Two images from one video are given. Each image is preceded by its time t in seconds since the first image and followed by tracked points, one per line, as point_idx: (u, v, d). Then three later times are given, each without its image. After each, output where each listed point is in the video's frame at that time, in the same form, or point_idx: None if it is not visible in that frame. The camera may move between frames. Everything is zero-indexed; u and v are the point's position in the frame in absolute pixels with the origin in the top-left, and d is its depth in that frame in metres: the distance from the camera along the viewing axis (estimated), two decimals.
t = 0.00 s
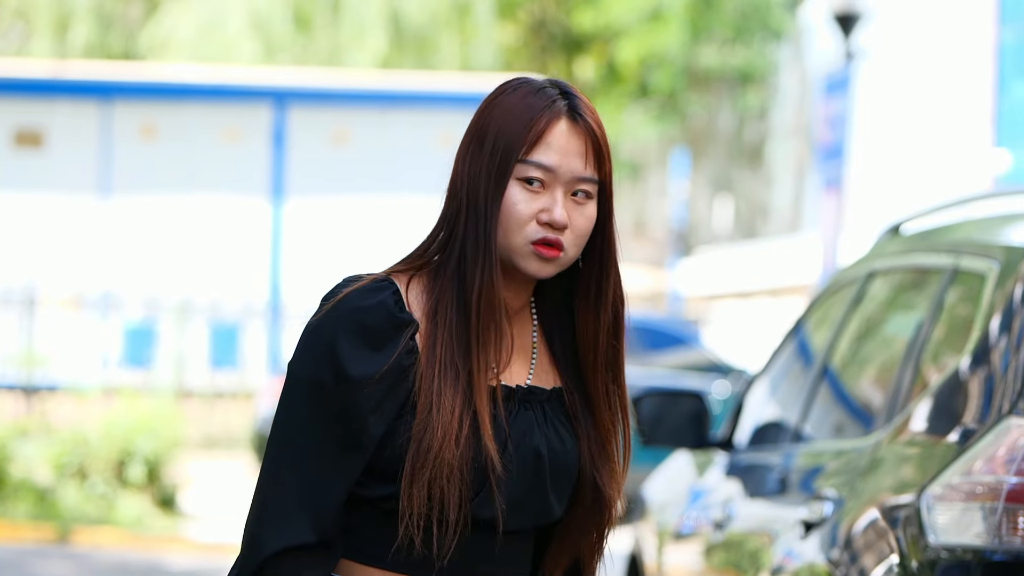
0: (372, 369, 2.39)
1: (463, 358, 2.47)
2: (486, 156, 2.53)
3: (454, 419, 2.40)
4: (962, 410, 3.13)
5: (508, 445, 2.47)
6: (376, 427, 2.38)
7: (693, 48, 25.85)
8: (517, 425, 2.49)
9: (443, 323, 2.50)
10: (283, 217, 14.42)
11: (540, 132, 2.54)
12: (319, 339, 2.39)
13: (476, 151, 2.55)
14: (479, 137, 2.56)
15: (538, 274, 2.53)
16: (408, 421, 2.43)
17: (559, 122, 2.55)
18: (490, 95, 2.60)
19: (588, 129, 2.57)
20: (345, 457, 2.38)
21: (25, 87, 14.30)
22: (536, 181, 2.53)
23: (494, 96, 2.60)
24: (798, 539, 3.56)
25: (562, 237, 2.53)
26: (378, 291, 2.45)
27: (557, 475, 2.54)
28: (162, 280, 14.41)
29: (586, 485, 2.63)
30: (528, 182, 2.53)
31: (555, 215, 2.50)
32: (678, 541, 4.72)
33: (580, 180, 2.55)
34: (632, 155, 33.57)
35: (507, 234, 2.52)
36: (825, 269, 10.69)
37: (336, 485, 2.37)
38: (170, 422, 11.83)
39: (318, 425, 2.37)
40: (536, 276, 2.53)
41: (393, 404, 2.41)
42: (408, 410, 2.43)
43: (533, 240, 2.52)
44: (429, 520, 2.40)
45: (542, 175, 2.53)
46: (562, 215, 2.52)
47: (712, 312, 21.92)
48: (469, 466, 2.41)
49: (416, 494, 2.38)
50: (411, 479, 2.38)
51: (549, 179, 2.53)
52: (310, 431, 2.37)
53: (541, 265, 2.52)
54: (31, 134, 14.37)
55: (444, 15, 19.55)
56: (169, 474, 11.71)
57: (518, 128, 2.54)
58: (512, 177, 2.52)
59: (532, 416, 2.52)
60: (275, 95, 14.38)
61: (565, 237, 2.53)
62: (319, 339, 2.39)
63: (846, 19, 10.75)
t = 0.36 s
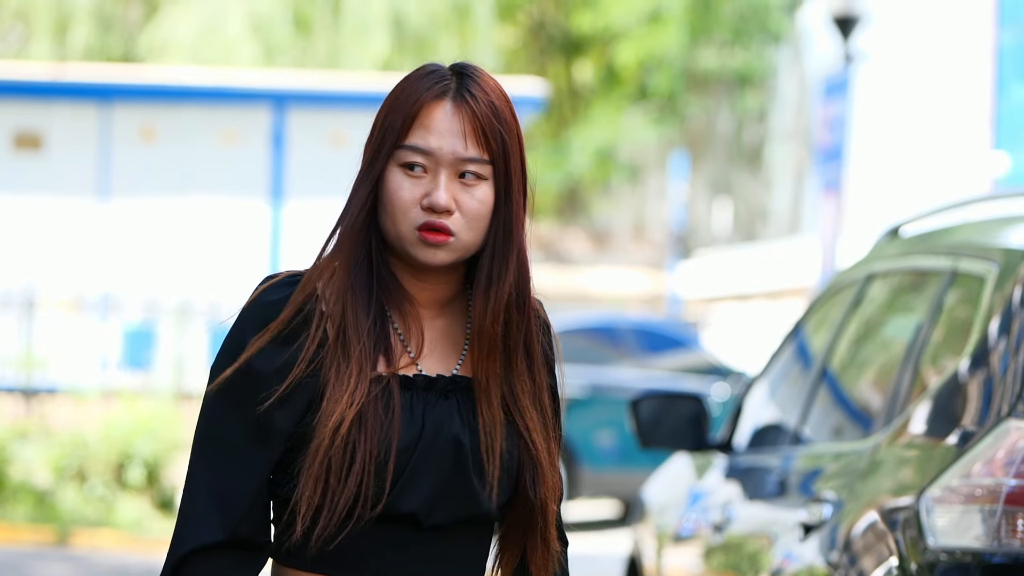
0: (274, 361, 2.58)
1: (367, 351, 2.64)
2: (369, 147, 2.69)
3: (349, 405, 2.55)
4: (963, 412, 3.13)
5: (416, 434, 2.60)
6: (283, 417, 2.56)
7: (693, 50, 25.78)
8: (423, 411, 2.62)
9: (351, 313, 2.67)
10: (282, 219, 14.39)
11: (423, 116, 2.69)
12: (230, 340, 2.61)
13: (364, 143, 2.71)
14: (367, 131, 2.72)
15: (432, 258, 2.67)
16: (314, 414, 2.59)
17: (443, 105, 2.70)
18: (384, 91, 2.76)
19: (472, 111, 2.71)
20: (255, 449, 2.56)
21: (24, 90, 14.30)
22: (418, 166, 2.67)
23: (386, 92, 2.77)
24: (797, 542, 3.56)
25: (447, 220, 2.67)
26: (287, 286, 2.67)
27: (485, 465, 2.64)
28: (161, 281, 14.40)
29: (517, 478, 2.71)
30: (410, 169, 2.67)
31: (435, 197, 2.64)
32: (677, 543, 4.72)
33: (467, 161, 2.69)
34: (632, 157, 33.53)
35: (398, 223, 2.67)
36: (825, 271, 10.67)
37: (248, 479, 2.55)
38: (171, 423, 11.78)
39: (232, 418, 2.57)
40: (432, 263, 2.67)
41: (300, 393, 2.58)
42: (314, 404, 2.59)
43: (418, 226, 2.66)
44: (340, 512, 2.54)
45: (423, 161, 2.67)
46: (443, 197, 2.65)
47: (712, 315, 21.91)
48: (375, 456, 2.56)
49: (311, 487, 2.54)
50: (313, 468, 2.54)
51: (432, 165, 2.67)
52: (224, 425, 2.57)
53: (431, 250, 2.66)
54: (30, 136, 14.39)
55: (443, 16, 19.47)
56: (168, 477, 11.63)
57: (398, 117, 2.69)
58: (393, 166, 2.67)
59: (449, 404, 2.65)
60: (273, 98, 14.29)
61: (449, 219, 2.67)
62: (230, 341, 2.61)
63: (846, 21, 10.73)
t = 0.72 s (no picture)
0: (201, 369, 2.68)
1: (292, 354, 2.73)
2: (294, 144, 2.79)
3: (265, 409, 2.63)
4: (963, 417, 3.12)
5: (340, 439, 2.67)
6: (203, 425, 2.65)
7: (693, 55, 25.76)
8: (347, 413, 2.70)
9: (279, 315, 2.75)
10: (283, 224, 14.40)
11: (345, 110, 2.78)
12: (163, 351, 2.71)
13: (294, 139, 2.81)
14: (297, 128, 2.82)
15: (348, 254, 2.75)
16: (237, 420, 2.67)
17: (363, 101, 2.78)
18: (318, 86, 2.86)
19: (389, 106, 2.78)
20: (183, 459, 2.64)
21: (24, 95, 14.20)
22: (337, 162, 2.76)
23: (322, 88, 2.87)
24: (798, 547, 3.56)
25: (363, 215, 2.75)
26: (217, 293, 2.78)
27: (416, 466, 2.70)
28: (163, 287, 14.38)
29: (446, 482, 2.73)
30: (330, 165, 2.76)
31: (349, 193, 2.72)
32: (679, 548, 4.72)
33: (384, 156, 2.77)
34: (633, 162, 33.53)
35: (317, 219, 2.76)
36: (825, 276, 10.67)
37: (174, 484, 2.63)
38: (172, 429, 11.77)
39: (162, 421, 2.66)
40: (350, 258, 2.76)
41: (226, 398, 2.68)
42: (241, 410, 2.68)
43: (335, 220, 2.75)
44: (259, 518, 2.61)
45: (342, 156, 2.76)
46: (358, 193, 2.73)
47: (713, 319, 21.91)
48: (297, 459, 2.64)
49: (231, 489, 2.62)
50: (234, 471, 2.62)
51: (352, 160, 2.76)
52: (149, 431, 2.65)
53: (347, 247, 2.75)
54: (31, 141, 14.37)
55: (444, 21, 19.41)
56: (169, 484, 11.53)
57: (323, 112, 2.79)
58: (314, 161, 2.77)
59: (374, 405, 2.72)
60: (274, 103, 14.30)
61: (364, 214, 2.75)
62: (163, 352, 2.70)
63: (846, 27, 10.73)
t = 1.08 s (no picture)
0: (209, 377, 2.71)
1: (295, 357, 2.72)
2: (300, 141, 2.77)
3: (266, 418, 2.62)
4: (969, 420, 3.13)
5: (338, 444, 2.65)
6: (219, 425, 2.69)
7: (699, 56, 25.78)
8: (347, 420, 2.68)
9: (285, 318, 2.75)
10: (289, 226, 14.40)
11: (346, 107, 2.74)
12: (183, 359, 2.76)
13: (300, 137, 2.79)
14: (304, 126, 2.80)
15: (350, 253, 2.70)
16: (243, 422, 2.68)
17: (363, 98, 2.73)
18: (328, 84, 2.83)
19: (387, 102, 2.72)
20: (195, 464, 2.68)
21: (29, 97, 14.16)
22: (337, 160, 2.72)
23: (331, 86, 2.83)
24: (804, 549, 3.56)
25: (362, 213, 2.69)
26: (225, 303, 2.81)
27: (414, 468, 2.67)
28: (166, 289, 14.41)
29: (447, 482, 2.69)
30: (332, 163, 2.72)
31: (349, 190, 2.67)
32: (685, 550, 4.72)
33: (382, 154, 2.70)
34: (637, 164, 33.55)
35: (320, 217, 2.72)
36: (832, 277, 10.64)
37: (184, 486, 2.66)
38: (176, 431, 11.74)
39: (177, 428, 2.69)
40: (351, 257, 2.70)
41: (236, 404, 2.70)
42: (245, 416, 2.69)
43: (335, 219, 2.70)
44: (260, 524, 2.62)
45: (343, 154, 2.71)
46: (356, 191, 2.68)
47: (719, 321, 21.88)
48: (294, 465, 2.62)
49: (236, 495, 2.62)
50: (236, 476, 2.62)
51: (351, 158, 2.71)
52: (168, 433, 2.69)
53: (349, 246, 2.70)
54: (36, 143, 14.35)
55: (449, 23, 19.51)
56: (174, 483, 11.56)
57: (324, 111, 2.75)
58: (317, 161, 2.74)
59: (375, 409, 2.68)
60: (279, 105, 14.25)
61: (363, 212, 2.69)
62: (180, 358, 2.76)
63: (853, 27, 10.71)
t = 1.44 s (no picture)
0: (268, 368, 2.73)
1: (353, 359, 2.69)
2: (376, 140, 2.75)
3: (320, 417, 2.62)
4: (975, 420, 3.13)
5: (382, 445, 2.63)
6: (284, 416, 2.71)
7: (705, 57, 25.73)
8: (396, 421, 2.65)
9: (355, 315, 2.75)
10: (295, 225, 14.43)
11: (420, 107, 2.70)
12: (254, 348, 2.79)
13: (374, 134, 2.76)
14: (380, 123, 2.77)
15: (411, 254, 2.66)
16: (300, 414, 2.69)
17: (436, 99, 2.69)
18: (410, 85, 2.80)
19: (458, 104, 2.68)
20: (258, 454, 2.71)
21: (36, 97, 14.24)
22: (405, 159, 2.68)
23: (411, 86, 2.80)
24: (810, 550, 3.57)
25: (425, 215, 2.65)
26: (292, 296, 2.81)
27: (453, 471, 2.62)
28: (173, 290, 14.45)
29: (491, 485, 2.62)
30: (400, 163, 2.69)
31: (412, 189, 2.63)
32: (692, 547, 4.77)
33: (449, 157, 2.66)
34: (642, 164, 33.55)
35: (385, 214, 2.69)
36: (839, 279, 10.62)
37: (244, 474, 2.71)
38: (182, 432, 11.75)
39: (240, 417, 2.72)
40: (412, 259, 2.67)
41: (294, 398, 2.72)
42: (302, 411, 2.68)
43: (398, 218, 2.67)
44: (303, 523, 2.62)
45: (411, 154, 2.68)
46: (418, 192, 2.63)
47: (726, 321, 21.88)
48: (337, 465, 2.61)
49: (288, 491, 2.61)
50: (290, 474, 2.61)
51: (419, 159, 2.67)
52: (234, 423, 2.72)
53: (411, 246, 2.66)
54: (43, 144, 14.39)
55: (456, 25, 19.25)
56: (180, 484, 11.61)
57: (402, 109, 2.72)
58: (388, 160, 2.71)
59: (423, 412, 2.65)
60: (285, 106, 14.30)
61: (426, 212, 2.65)
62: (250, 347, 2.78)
63: (859, 28, 10.66)
